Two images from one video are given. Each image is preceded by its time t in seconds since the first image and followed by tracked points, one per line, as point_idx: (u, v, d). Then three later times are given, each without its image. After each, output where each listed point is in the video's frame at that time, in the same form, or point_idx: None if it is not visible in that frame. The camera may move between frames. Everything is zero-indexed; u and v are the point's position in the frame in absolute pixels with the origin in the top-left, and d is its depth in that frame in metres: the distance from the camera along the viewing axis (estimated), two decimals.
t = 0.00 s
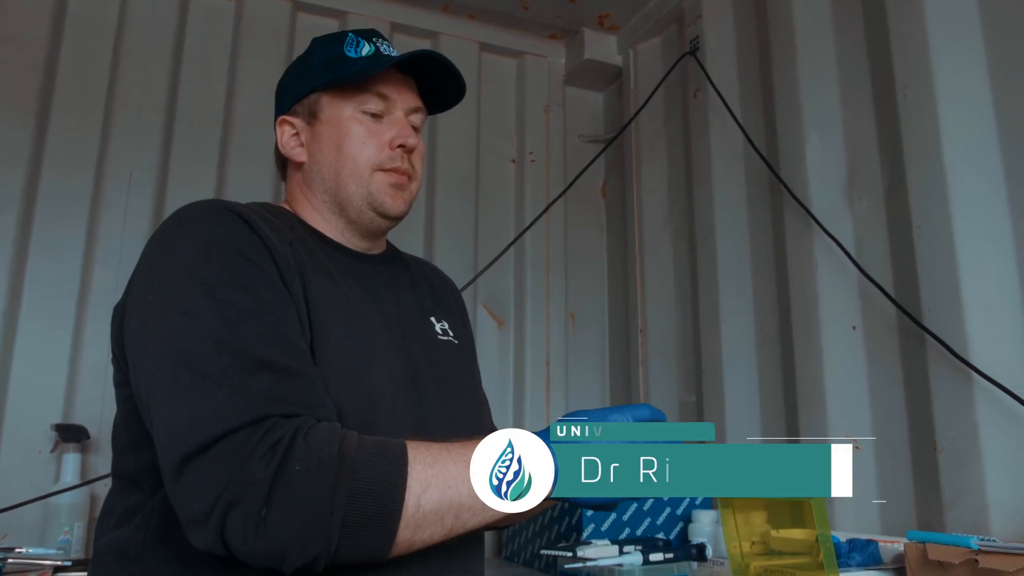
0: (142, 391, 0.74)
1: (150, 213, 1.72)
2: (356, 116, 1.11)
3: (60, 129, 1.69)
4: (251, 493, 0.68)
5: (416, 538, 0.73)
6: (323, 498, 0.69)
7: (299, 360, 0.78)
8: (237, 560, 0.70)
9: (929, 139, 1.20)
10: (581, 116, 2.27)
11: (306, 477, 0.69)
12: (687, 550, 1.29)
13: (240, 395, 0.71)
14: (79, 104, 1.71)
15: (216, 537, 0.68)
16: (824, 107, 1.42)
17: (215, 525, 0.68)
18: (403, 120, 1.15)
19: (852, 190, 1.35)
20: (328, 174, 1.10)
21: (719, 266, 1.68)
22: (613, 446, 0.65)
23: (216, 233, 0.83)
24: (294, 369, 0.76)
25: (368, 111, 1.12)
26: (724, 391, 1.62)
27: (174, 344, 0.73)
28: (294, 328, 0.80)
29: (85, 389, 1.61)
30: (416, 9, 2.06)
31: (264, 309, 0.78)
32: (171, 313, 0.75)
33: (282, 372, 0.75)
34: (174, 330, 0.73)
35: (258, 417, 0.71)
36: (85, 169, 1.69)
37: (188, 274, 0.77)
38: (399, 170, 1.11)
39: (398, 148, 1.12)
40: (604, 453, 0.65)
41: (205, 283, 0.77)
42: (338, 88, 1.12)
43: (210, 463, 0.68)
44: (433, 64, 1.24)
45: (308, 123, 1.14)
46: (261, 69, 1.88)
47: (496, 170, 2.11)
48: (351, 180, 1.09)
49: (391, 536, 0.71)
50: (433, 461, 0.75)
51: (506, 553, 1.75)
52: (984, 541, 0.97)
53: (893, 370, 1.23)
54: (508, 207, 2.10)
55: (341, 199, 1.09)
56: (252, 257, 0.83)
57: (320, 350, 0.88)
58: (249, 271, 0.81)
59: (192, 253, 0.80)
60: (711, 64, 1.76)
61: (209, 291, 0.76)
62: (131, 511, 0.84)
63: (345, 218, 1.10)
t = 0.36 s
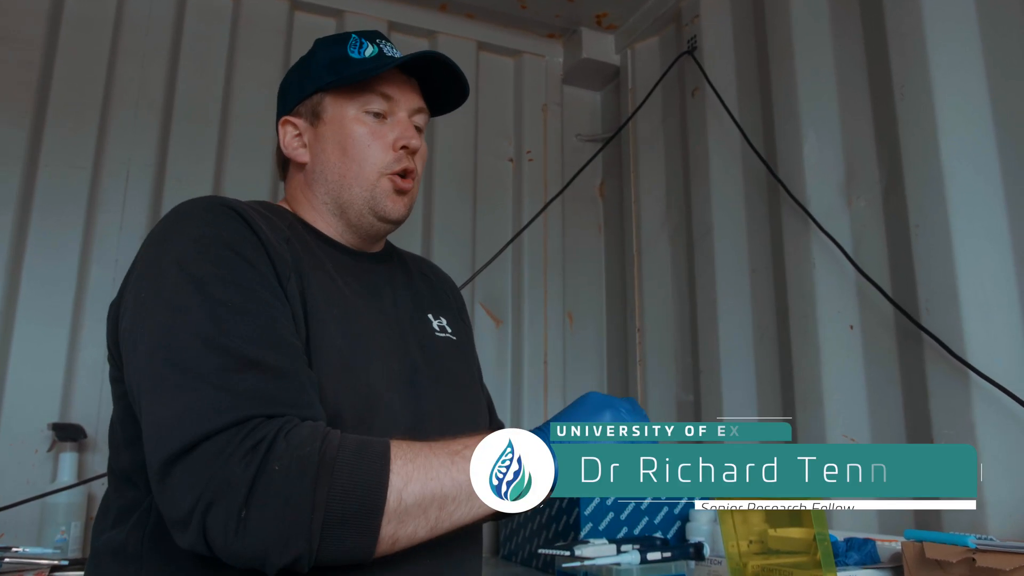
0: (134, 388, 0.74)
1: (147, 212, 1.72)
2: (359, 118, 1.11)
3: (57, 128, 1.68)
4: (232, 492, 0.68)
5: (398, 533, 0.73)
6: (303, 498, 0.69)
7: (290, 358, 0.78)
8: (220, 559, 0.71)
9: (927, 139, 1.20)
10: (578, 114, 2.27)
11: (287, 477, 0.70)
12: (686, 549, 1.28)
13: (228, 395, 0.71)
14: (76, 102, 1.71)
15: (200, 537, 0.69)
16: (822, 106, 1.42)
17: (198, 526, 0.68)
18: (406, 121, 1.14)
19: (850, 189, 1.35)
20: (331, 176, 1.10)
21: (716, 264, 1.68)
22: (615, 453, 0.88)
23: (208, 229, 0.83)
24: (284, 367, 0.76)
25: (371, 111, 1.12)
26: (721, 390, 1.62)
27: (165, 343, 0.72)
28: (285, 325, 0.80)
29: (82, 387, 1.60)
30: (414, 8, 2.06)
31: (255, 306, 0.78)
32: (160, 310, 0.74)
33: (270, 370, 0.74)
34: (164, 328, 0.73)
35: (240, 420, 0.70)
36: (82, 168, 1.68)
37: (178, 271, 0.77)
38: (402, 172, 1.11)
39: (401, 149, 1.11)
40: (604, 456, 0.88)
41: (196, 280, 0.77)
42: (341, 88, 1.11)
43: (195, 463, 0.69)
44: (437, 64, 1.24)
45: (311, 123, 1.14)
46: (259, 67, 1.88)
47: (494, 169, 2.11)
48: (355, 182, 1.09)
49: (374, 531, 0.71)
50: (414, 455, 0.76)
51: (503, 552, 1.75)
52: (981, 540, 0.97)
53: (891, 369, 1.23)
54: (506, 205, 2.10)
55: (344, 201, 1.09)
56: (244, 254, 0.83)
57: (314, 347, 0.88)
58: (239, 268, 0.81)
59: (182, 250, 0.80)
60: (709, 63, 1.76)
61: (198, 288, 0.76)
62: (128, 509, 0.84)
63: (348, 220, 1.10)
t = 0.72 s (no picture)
0: (139, 396, 0.75)
1: (147, 211, 1.72)
2: (349, 120, 1.10)
3: (57, 126, 1.68)
4: (224, 504, 0.69)
5: (394, 513, 0.74)
6: (295, 498, 0.70)
7: (295, 366, 0.77)
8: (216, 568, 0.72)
9: (927, 137, 1.20)
10: (578, 113, 2.26)
11: (277, 481, 0.70)
12: (686, 548, 1.28)
13: (228, 406, 0.70)
14: (75, 100, 1.71)
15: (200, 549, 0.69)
16: (822, 104, 1.42)
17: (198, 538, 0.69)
18: (398, 119, 1.14)
19: (851, 187, 1.35)
20: (326, 180, 1.10)
21: (717, 263, 1.68)
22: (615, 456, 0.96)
23: (216, 235, 0.83)
24: (290, 377, 0.75)
25: (361, 113, 1.11)
26: (722, 389, 1.61)
27: (168, 352, 0.72)
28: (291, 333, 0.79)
29: (83, 386, 1.60)
30: (413, 6, 2.05)
31: (260, 313, 0.77)
32: (165, 319, 0.74)
33: (275, 379, 0.74)
34: (171, 336, 0.73)
35: (233, 436, 0.70)
36: (82, 166, 1.68)
37: (185, 278, 0.77)
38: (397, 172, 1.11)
39: (393, 149, 1.11)
40: (604, 456, 0.96)
41: (202, 287, 0.76)
42: (330, 92, 1.11)
43: (191, 476, 0.69)
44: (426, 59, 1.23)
45: (303, 129, 1.14)
46: (258, 66, 1.88)
47: (494, 168, 2.11)
48: (349, 185, 1.08)
49: (370, 519, 0.72)
50: (394, 433, 0.76)
51: (504, 551, 1.75)
52: (982, 538, 0.97)
53: (891, 366, 1.23)
54: (507, 204, 2.10)
55: (342, 204, 1.09)
56: (249, 259, 0.82)
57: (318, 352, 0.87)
58: (243, 274, 0.80)
59: (188, 257, 0.79)
60: (709, 61, 1.75)
61: (204, 295, 0.76)
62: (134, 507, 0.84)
63: (347, 224, 1.10)
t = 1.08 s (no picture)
0: (136, 389, 0.74)
1: (145, 212, 1.72)
2: (354, 119, 1.10)
3: (54, 127, 1.68)
4: (228, 501, 0.68)
5: (395, 534, 0.74)
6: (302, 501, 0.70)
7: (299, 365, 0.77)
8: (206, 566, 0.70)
9: (925, 136, 1.20)
10: (576, 114, 2.26)
11: (287, 482, 0.70)
12: (685, 550, 1.28)
13: (239, 401, 0.71)
14: (72, 101, 1.70)
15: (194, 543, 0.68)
16: (820, 104, 1.42)
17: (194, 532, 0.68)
18: (403, 121, 1.14)
19: (848, 187, 1.35)
20: (327, 176, 1.09)
21: (714, 263, 1.68)
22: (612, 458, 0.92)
23: (219, 230, 0.82)
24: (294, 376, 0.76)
25: (366, 113, 1.11)
26: (720, 390, 1.61)
27: (171, 346, 0.72)
28: (292, 332, 0.79)
29: (79, 388, 1.60)
30: (411, 7, 2.05)
31: (263, 311, 0.77)
32: (169, 314, 0.74)
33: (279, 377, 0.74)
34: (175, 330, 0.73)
35: (247, 428, 0.70)
36: (79, 167, 1.68)
37: (188, 274, 0.77)
38: (399, 172, 1.11)
39: (397, 149, 1.11)
40: (604, 456, 0.93)
41: (206, 282, 0.76)
42: (335, 90, 1.11)
43: (195, 472, 0.68)
44: (433, 63, 1.23)
45: (307, 125, 1.14)
46: (256, 66, 1.87)
47: (491, 169, 2.11)
48: (351, 183, 1.08)
49: (372, 534, 0.72)
50: (409, 455, 0.77)
51: (502, 553, 1.75)
52: (980, 539, 0.97)
53: (889, 366, 1.23)
54: (504, 205, 2.10)
55: (342, 202, 1.08)
56: (252, 256, 0.82)
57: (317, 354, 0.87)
58: (248, 271, 0.80)
59: (190, 252, 0.79)
60: (707, 62, 1.75)
61: (208, 291, 0.76)
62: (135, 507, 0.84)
63: (347, 221, 1.09)
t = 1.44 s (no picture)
0: (136, 388, 0.74)
1: (143, 210, 1.72)
2: (361, 116, 1.11)
3: (52, 125, 1.68)
4: (234, 497, 0.68)
5: (399, 533, 0.74)
6: (307, 499, 0.70)
7: (299, 364, 0.77)
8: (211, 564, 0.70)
9: (923, 136, 1.20)
10: (575, 113, 2.26)
11: (291, 480, 0.70)
12: (681, 548, 1.28)
13: (238, 400, 0.71)
14: (71, 99, 1.70)
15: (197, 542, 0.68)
16: (818, 104, 1.42)
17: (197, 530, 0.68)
18: (409, 121, 1.14)
19: (846, 187, 1.35)
20: (333, 173, 1.09)
21: (712, 262, 1.68)
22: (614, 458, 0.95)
23: (220, 229, 0.82)
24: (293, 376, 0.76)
25: (373, 111, 1.12)
26: (719, 389, 1.61)
27: (171, 345, 0.72)
28: (294, 330, 0.79)
29: (78, 387, 1.60)
30: (410, 6, 2.05)
31: (264, 309, 0.77)
32: (169, 312, 0.74)
33: (279, 374, 0.74)
34: (175, 328, 0.73)
35: (248, 424, 0.70)
36: (77, 165, 1.68)
37: (188, 272, 0.77)
38: (403, 171, 1.10)
39: (402, 148, 1.11)
40: (604, 456, 0.94)
41: (206, 281, 0.76)
42: (344, 87, 1.11)
43: (198, 469, 0.68)
44: (441, 68, 1.24)
45: (314, 122, 1.13)
46: (254, 65, 1.87)
47: (490, 168, 2.11)
48: (356, 180, 1.08)
49: (376, 532, 0.72)
50: (410, 455, 0.77)
51: (500, 551, 1.75)
52: (977, 538, 0.97)
53: (887, 366, 1.23)
54: (503, 204, 2.10)
55: (346, 198, 1.08)
56: (253, 255, 0.82)
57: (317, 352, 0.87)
58: (250, 270, 0.80)
59: (191, 251, 0.79)
60: (706, 61, 1.75)
61: (208, 289, 0.76)
62: (134, 504, 0.84)
63: (350, 218, 1.09)
